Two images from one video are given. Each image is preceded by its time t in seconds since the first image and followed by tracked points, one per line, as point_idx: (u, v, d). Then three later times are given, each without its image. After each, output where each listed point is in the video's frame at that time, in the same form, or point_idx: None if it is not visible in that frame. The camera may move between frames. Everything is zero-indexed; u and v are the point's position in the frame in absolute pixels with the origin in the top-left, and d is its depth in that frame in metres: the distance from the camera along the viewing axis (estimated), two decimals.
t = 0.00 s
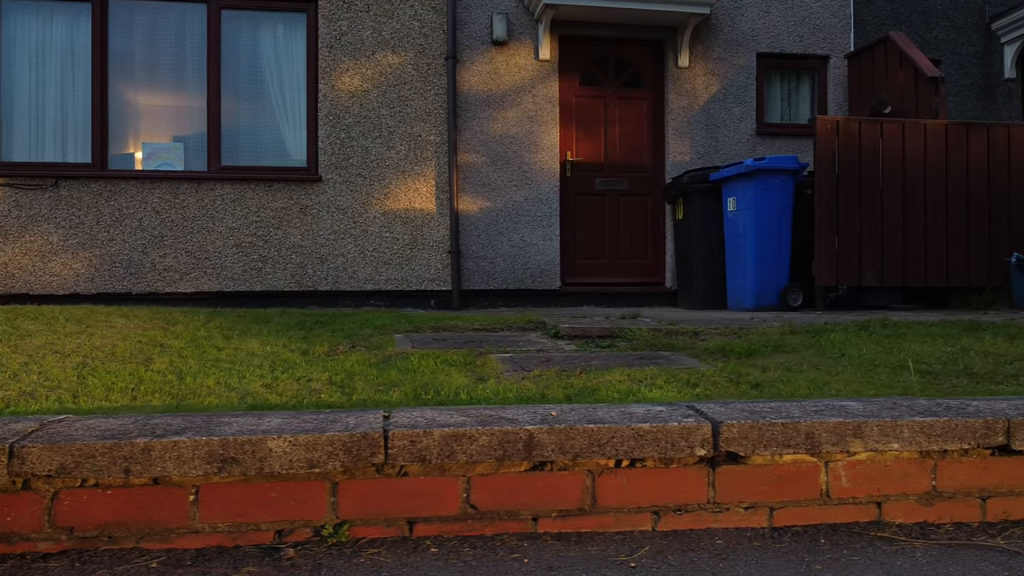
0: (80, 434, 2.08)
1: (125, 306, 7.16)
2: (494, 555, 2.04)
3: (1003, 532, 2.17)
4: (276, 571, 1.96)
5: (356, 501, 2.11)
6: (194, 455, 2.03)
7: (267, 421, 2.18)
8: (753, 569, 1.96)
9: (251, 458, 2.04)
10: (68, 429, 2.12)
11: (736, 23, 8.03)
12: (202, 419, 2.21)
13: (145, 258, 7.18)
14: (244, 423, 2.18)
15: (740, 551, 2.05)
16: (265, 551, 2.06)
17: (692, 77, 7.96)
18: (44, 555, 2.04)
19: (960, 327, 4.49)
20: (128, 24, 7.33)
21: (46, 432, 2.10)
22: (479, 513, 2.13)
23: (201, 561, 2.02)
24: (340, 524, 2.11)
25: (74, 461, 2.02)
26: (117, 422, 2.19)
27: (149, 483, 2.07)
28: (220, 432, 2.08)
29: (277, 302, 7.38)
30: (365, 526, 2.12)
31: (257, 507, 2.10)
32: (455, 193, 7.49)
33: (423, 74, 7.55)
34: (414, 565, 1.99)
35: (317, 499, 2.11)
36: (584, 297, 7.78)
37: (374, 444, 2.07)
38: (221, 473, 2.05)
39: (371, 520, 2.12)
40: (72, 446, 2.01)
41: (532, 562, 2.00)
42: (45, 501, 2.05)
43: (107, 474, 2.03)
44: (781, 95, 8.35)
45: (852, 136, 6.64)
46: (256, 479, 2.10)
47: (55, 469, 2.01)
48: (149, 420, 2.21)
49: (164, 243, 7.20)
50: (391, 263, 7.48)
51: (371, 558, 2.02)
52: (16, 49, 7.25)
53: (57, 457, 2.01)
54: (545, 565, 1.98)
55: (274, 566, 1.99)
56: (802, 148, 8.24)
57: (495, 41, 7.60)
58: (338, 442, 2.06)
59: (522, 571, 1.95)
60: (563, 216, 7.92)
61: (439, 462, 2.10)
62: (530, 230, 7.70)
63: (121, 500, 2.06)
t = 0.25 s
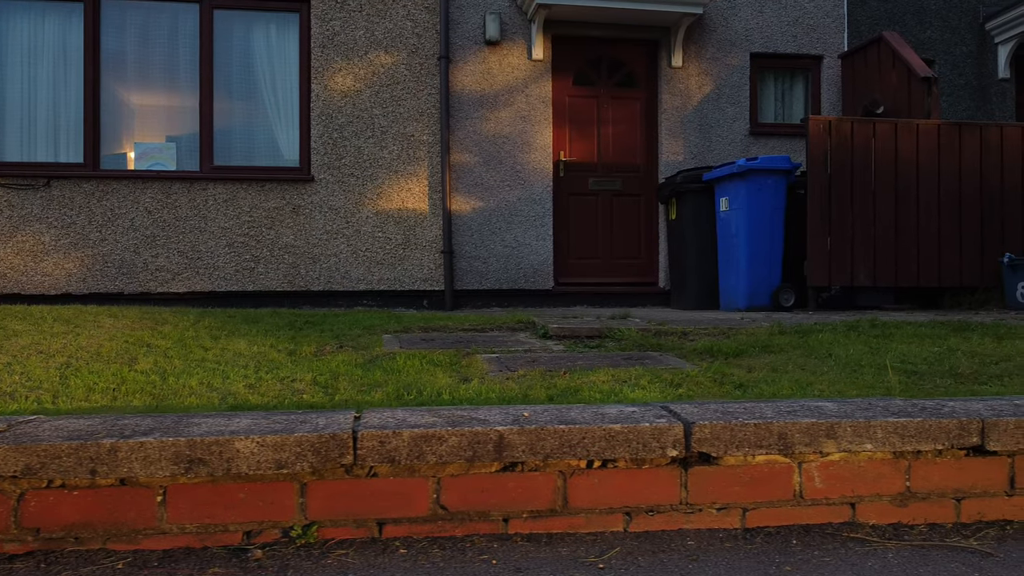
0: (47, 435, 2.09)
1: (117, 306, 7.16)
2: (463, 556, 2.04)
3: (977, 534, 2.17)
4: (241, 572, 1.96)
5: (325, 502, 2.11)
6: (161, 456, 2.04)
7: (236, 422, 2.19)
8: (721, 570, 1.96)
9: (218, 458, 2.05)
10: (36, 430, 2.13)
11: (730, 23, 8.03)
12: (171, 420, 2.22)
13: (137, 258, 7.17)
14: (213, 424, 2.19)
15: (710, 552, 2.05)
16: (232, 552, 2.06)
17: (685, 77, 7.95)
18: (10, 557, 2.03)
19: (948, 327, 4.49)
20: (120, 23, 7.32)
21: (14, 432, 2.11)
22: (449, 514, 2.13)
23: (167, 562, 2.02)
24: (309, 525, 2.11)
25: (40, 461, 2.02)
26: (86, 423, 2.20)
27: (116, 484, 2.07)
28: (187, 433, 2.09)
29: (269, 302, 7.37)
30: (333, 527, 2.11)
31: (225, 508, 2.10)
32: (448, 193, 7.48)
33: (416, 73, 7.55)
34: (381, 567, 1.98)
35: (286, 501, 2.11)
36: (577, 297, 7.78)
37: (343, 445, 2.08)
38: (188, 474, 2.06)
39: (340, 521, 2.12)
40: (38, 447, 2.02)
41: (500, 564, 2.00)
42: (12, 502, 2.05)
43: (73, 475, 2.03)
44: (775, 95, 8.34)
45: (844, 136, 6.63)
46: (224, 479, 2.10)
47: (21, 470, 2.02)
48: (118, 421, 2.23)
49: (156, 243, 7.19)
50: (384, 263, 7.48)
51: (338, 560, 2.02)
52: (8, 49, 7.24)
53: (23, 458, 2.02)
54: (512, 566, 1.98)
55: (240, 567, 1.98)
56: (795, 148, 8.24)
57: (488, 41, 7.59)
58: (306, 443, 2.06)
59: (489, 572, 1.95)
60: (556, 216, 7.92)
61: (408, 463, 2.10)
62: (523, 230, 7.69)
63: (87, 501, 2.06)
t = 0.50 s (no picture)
0: (10, 435, 2.09)
1: (108, 306, 7.15)
2: (428, 557, 2.03)
3: (948, 534, 2.16)
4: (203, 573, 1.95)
5: (291, 502, 2.11)
6: (125, 456, 2.04)
7: (203, 422, 2.19)
8: (686, 570, 1.95)
9: (182, 459, 2.05)
10: None
11: (722, 23, 8.02)
12: (136, 420, 2.22)
13: (129, 258, 7.16)
14: (180, 424, 2.19)
15: (678, 553, 2.04)
16: (196, 552, 2.06)
17: (678, 77, 7.95)
18: None
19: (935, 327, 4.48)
20: (112, 23, 7.32)
21: None
22: (416, 514, 2.13)
23: (129, 563, 2.01)
24: (275, 526, 2.11)
25: (3, 461, 2.02)
26: (52, 423, 2.20)
27: (81, 484, 2.07)
28: (152, 432, 2.09)
29: (260, 302, 7.36)
30: (300, 528, 2.11)
31: (190, 508, 2.09)
32: (440, 193, 7.47)
33: (408, 73, 7.54)
34: (344, 567, 1.98)
35: (252, 501, 2.11)
36: (570, 297, 7.76)
37: (308, 445, 2.08)
38: (153, 474, 2.06)
39: (306, 521, 2.12)
40: None
41: (465, 564, 1.99)
42: None
43: (35, 475, 2.03)
44: (768, 94, 8.33)
45: (835, 136, 6.62)
46: (189, 479, 2.09)
47: None
48: (85, 421, 2.23)
49: (148, 243, 7.19)
50: (376, 263, 7.47)
51: (302, 560, 2.02)
52: None
53: None
54: (477, 566, 1.98)
55: (202, 568, 1.98)
56: (788, 147, 8.23)
57: (480, 40, 7.58)
58: (272, 443, 2.06)
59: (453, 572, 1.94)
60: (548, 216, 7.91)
61: (375, 463, 2.10)
62: (516, 230, 7.68)
63: (51, 501, 2.05)
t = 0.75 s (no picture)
0: None
1: (99, 306, 7.15)
2: (391, 557, 2.03)
3: (915, 534, 2.16)
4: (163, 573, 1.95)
5: (254, 503, 2.11)
6: (85, 456, 2.04)
7: (167, 422, 2.20)
8: (649, 570, 1.96)
9: (143, 459, 2.05)
10: None
11: (714, 22, 8.02)
12: (99, 420, 2.23)
13: (119, 258, 7.16)
14: (143, 424, 2.19)
15: (642, 553, 2.05)
16: (158, 552, 2.06)
17: (669, 76, 7.94)
18: None
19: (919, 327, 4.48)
20: (103, 23, 7.31)
21: None
22: (380, 514, 2.13)
23: (89, 564, 2.02)
24: (238, 526, 2.11)
25: None
26: (16, 423, 2.20)
27: (41, 485, 2.06)
28: (113, 433, 2.09)
29: (251, 302, 7.36)
30: (262, 528, 2.12)
31: (152, 509, 2.10)
32: (431, 193, 7.46)
33: (400, 73, 7.53)
34: (305, 568, 1.98)
35: (214, 501, 2.11)
36: (561, 297, 7.76)
37: (270, 445, 2.08)
38: (114, 474, 2.06)
39: (269, 522, 2.12)
40: None
41: (427, 565, 1.99)
42: None
43: None
44: (760, 94, 8.33)
45: (826, 135, 6.61)
46: (151, 480, 2.10)
47: None
48: (48, 421, 2.23)
49: (138, 243, 7.18)
50: (367, 263, 7.46)
51: (262, 561, 2.02)
52: None
53: None
54: (439, 567, 1.98)
55: (162, 568, 1.98)
56: (780, 147, 8.23)
57: (471, 40, 7.57)
58: (233, 443, 2.06)
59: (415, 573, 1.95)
60: (540, 216, 7.90)
61: (338, 464, 2.10)
62: (507, 230, 7.67)
63: (12, 501, 2.05)
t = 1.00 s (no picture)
0: None
1: (90, 306, 7.14)
2: (352, 558, 2.04)
3: (882, 534, 2.16)
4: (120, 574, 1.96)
5: (215, 503, 2.11)
6: (44, 457, 2.04)
7: (130, 423, 2.20)
8: (609, 570, 1.96)
9: (102, 459, 2.05)
10: None
11: (706, 22, 8.02)
12: (62, 420, 2.23)
13: (109, 258, 7.15)
14: (105, 424, 2.20)
15: (605, 554, 2.05)
16: (117, 553, 2.06)
17: (661, 76, 7.94)
18: None
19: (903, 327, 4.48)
20: (93, 23, 7.31)
21: None
22: (343, 515, 2.13)
23: (48, 564, 2.02)
24: (199, 526, 2.11)
25: None
26: None
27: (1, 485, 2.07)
28: (74, 433, 2.09)
29: (242, 302, 7.35)
30: (223, 529, 2.12)
31: (113, 509, 2.10)
32: (422, 193, 7.46)
33: (391, 73, 7.52)
34: (264, 568, 1.98)
35: (175, 502, 2.11)
36: (552, 297, 7.76)
37: (231, 445, 2.08)
38: (73, 475, 2.06)
39: (230, 522, 2.12)
40: None
41: (386, 565, 2.00)
42: None
43: None
44: (752, 94, 8.33)
45: (816, 135, 6.61)
46: (111, 480, 2.10)
47: None
48: (10, 421, 2.24)
49: (129, 242, 7.18)
50: (357, 263, 7.45)
51: (221, 561, 2.02)
52: None
53: None
54: (398, 567, 1.98)
55: (120, 568, 1.99)
56: (772, 147, 8.22)
57: (462, 40, 7.56)
58: (193, 443, 2.06)
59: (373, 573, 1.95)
60: (532, 216, 7.89)
61: (299, 464, 2.10)
62: (498, 230, 7.67)
63: None
